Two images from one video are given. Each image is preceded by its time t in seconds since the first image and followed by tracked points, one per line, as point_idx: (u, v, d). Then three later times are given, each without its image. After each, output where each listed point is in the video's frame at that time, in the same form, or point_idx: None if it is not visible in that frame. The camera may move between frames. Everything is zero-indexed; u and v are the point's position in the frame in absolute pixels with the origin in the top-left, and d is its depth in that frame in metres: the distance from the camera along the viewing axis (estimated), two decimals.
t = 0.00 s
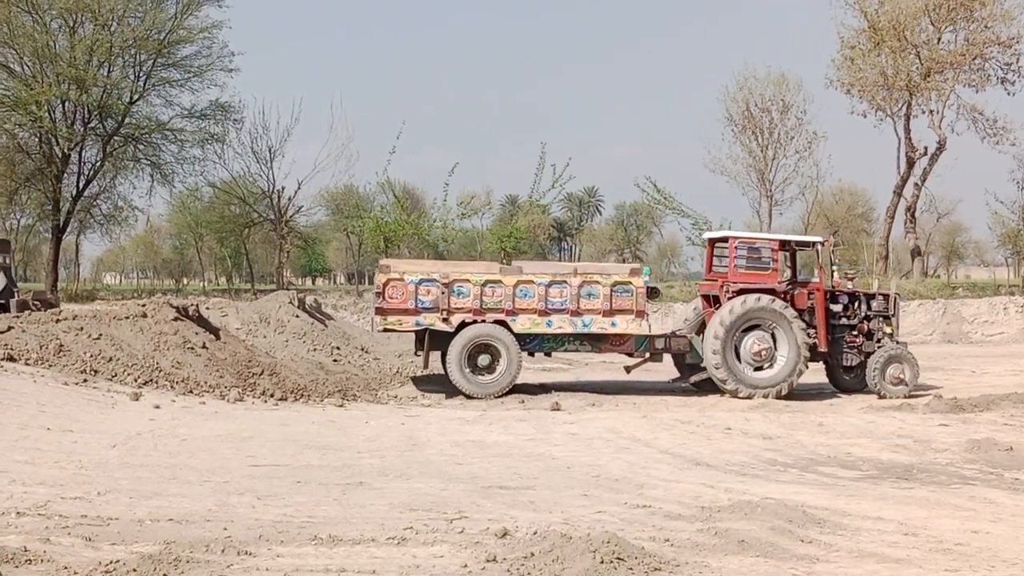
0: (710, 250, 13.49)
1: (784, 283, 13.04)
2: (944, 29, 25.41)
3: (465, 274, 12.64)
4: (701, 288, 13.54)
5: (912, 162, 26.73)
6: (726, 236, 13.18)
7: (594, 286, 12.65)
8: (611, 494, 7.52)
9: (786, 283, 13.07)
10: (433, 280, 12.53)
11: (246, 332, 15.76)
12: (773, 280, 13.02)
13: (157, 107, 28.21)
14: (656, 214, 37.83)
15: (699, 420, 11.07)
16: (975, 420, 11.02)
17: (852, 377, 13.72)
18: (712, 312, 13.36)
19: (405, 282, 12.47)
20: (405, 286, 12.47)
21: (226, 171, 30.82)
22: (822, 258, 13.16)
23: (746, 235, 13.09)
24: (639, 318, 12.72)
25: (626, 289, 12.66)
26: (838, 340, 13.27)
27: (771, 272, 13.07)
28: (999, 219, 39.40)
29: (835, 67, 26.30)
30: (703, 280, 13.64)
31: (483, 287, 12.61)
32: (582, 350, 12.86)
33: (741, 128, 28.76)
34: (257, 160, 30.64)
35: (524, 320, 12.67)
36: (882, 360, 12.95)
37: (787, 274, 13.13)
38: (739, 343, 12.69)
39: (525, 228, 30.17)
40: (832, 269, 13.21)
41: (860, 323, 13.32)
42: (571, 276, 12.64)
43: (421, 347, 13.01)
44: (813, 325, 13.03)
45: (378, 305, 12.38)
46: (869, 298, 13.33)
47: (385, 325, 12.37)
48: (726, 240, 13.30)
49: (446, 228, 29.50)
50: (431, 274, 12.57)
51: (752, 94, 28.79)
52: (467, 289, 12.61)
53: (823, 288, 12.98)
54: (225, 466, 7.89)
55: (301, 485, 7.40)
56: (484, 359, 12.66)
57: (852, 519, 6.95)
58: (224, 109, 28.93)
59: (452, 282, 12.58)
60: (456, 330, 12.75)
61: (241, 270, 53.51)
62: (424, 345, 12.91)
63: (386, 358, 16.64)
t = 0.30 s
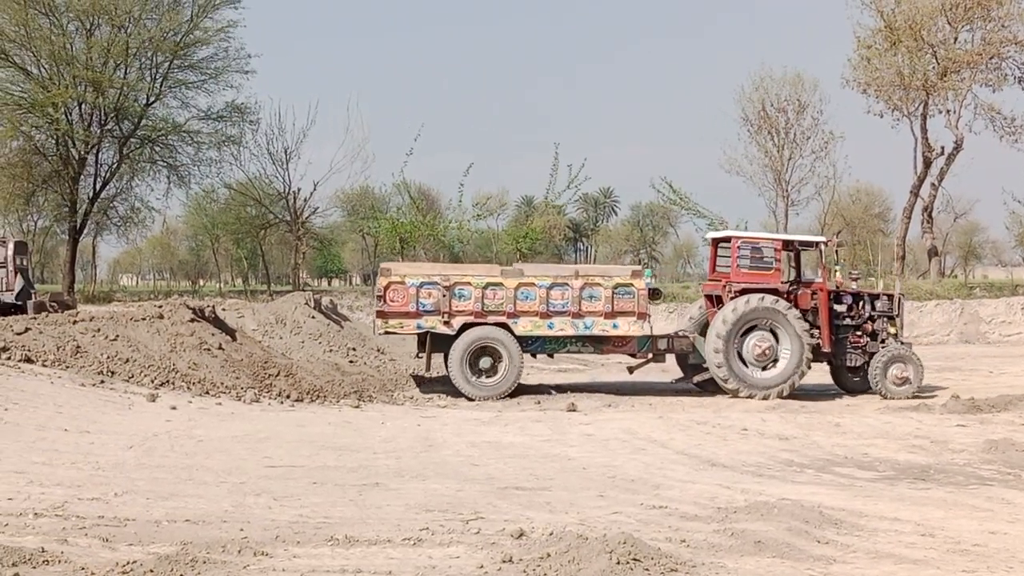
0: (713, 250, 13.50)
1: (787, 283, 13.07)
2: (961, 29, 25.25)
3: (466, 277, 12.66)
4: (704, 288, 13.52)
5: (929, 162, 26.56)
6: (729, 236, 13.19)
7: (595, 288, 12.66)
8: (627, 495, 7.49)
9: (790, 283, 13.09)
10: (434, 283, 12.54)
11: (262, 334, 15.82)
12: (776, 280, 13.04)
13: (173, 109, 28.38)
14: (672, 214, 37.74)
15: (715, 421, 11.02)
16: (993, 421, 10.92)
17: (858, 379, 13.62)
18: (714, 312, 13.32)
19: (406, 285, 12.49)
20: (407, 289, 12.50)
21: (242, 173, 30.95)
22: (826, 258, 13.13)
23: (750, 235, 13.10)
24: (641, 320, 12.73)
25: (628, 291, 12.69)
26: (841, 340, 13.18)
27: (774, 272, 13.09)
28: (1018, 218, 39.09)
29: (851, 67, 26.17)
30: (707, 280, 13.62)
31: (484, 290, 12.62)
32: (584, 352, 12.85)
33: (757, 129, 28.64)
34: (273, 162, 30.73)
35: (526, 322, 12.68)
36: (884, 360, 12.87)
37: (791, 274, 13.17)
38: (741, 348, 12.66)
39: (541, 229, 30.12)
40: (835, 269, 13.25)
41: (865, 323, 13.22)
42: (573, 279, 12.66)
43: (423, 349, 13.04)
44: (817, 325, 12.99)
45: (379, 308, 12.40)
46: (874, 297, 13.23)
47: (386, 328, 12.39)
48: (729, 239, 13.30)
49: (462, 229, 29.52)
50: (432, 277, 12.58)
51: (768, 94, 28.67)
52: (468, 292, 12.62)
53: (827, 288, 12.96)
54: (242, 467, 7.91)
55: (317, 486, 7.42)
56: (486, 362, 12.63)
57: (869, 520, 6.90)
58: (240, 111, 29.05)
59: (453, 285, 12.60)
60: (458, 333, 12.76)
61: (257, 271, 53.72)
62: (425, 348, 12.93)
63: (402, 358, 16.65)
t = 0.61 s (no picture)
0: (719, 251, 13.46)
1: (794, 283, 13.07)
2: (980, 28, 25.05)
3: (470, 281, 12.64)
4: (711, 289, 13.53)
5: (948, 162, 26.36)
6: (736, 236, 13.19)
7: (600, 291, 12.66)
8: (645, 497, 7.46)
9: (796, 284, 13.10)
10: (439, 286, 12.52)
11: (280, 336, 15.90)
12: (783, 280, 13.04)
13: (192, 111, 28.59)
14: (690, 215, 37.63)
15: (734, 422, 10.97)
16: (1014, 422, 10.81)
17: (866, 380, 13.57)
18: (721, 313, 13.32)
19: (410, 289, 12.50)
20: (411, 293, 12.50)
21: (260, 175, 31.09)
22: (832, 259, 13.10)
23: (756, 235, 13.10)
24: (646, 322, 12.73)
25: (633, 294, 12.71)
26: (848, 341, 13.14)
27: (781, 273, 13.08)
28: None
29: (869, 67, 26.06)
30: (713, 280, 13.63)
31: (488, 293, 12.59)
32: (589, 354, 12.81)
33: (774, 129, 28.51)
34: (291, 163, 30.84)
35: (531, 325, 12.66)
36: (889, 361, 12.78)
37: (798, 274, 13.15)
38: (748, 354, 12.66)
39: (559, 230, 30.06)
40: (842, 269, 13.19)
41: (872, 324, 13.16)
42: (577, 282, 12.67)
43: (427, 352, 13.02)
44: (824, 326, 12.99)
45: (383, 311, 12.42)
46: (881, 299, 13.20)
47: (391, 332, 12.41)
48: (735, 240, 13.29)
49: (479, 231, 29.49)
50: (437, 281, 12.56)
51: (786, 94, 28.55)
52: (473, 295, 12.59)
53: (834, 289, 12.94)
54: (261, 468, 7.94)
55: (336, 487, 7.43)
56: (493, 366, 12.64)
57: (888, 521, 6.84)
58: (258, 113, 29.19)
59: (458, 289, 12.57)
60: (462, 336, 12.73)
61: (275, 273, 53.97)
62: (430, 350, 12.92)
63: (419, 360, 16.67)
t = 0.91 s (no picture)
0: (726, 251, 13.33)
1: (801, 283, 13.03)
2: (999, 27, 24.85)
3: (475, 282, 12.66)
4: (717, 290, 13.41)
5: (967, 162, 26.17)
6: (741, 237, 13.16)
7: (605, 292, 12.62)
8: (663, 498, 7.43)
9: (802, 285, 13.06)
10: (443, 287, 12.56)
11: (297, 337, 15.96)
12: (789, 281, 13.02)
13: (209, 113, 28.75)
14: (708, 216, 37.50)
15: (752, 423, 10.91)
16: None
17: (871, 381, 13.53)
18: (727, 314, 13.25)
19: (415, 290, 12.54)
20: (416, 294, 12.55)
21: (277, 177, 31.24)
22: (839, 260, 13.11)
23: (762, 236, 13.11)
24: (651, 323, 12.69)
25: (639, 295, 12.66)
26: (854, 343, 13.09)
27: (786, 274, 13.07)
28: None
29: (887, 67, 25.97)
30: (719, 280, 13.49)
31: (493, 295, 12.61)
32: (595, 355, 12.80)
33: (792, 129, 28.38)
34: (308, 165, 30.94)
35: (536, 327, 12.67)
36: (895, 362, 12.75)
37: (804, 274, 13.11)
38: (756, 358, 12.62)
39: (576, 231, 30.02)
40: (849, 269, 13.16)
41: (878, 325, 13.15)
42: (582, 283, 12.63)
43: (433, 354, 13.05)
44: (830, 327, 12.95)
45: (388, 313, 12.48)
46: (887, 300, 13.16)
47: (395, 333, 12.46)
48: (741, 240, 13.21)
49: (496, 232, 29.48)
50: (441, 282, 12.59)
51: (804, 95, 28.42)
52: (477, 297, 12.62)
53: (840, 290, 12.90)
54: (279, 470, 7.97)
55: (353, 489, 7.44)
56: (498, 367, 12.60)
57: (907, 523, 6.79)
58: (275, 114, 29.31)
59: (462, 290, 12.61)
60: (467, 338, 12.75)
61: (292, 275, 54.18)
62: (436, 352, 12.94)
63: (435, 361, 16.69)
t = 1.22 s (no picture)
0: (732, 252, 13.44)
1: (807, 284, 13.01)
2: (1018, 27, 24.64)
3: (480, 282, 12.63)
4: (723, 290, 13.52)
5: (985, 163, 25.96)
6: (748, 237, 13.13)
7: (611, 292, 12.60)
8: (679, 499, 7.40)
9: (809, 285, 13.03)
10: (449, 287, 12.54)
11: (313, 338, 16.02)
12: (796, 281, 12.95)
13: (226, 114, 28.89)
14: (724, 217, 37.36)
15: (769, 424, 10.85)
16: None
17: (879, 382, 13.43)
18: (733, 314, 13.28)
19: (421, 290, 12.51)
20: (421, 295, 12.52)
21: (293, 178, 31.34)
22: (846, 260, 12.98)
23: (769, 236, 13.04)
24: (657, 323, 12.68)
25: (644, 295, 12.64)
26: (861, 343, 13.03)
27: (793, 274, 12.98)
28: None
29: (904, 68, 25.84)
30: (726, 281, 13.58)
31: (499, 295, 12.59)
32: (601, 355, 12.78)
33: (809, 130, 28.24)
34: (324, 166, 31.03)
35: (541, 327, 12.65)
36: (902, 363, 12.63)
37: (811, 275, 13.07)
38: (765, 363, 12.59)
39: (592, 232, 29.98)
40: (856, 270, 13.06)
41: (885, 326, 13.06)
42: (588, 283, 12.62)
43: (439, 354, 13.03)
44: (836, 327, 12.87)
45: (393, 313, 12.46)
46: (894, 301, 13.06)
47: (401, 333, 12.45)
48: (748, 240, 13.22)
49: (512, 233, 29.43)
50: (447, 282, 12.58)
51: (820, 95, 28.26)
52: (483, 297, 12.59)
53: (847, 291, 12.82)
54: (296, 471, 7.99)
55: (370, 489, 7.46)
56: (505, 367, 12.58)
57: (925, 524, 6.74)
58: (291, 115, 29.41)
59: (468, 290, 12.58)
60: (472, 338, 12.73)
61: (309, 276, 54.36)
62: (442, 352, 12.94)
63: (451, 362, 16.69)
